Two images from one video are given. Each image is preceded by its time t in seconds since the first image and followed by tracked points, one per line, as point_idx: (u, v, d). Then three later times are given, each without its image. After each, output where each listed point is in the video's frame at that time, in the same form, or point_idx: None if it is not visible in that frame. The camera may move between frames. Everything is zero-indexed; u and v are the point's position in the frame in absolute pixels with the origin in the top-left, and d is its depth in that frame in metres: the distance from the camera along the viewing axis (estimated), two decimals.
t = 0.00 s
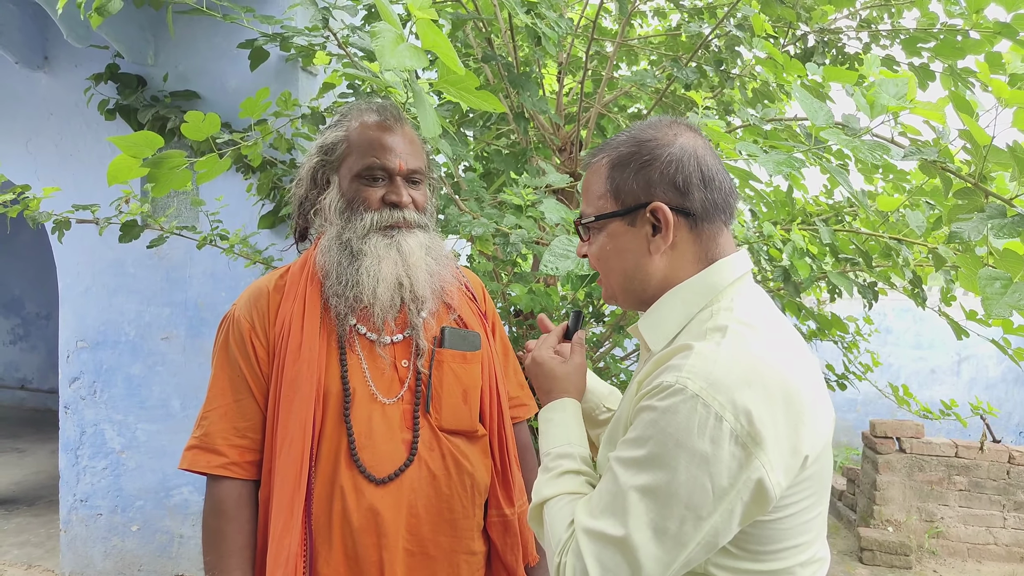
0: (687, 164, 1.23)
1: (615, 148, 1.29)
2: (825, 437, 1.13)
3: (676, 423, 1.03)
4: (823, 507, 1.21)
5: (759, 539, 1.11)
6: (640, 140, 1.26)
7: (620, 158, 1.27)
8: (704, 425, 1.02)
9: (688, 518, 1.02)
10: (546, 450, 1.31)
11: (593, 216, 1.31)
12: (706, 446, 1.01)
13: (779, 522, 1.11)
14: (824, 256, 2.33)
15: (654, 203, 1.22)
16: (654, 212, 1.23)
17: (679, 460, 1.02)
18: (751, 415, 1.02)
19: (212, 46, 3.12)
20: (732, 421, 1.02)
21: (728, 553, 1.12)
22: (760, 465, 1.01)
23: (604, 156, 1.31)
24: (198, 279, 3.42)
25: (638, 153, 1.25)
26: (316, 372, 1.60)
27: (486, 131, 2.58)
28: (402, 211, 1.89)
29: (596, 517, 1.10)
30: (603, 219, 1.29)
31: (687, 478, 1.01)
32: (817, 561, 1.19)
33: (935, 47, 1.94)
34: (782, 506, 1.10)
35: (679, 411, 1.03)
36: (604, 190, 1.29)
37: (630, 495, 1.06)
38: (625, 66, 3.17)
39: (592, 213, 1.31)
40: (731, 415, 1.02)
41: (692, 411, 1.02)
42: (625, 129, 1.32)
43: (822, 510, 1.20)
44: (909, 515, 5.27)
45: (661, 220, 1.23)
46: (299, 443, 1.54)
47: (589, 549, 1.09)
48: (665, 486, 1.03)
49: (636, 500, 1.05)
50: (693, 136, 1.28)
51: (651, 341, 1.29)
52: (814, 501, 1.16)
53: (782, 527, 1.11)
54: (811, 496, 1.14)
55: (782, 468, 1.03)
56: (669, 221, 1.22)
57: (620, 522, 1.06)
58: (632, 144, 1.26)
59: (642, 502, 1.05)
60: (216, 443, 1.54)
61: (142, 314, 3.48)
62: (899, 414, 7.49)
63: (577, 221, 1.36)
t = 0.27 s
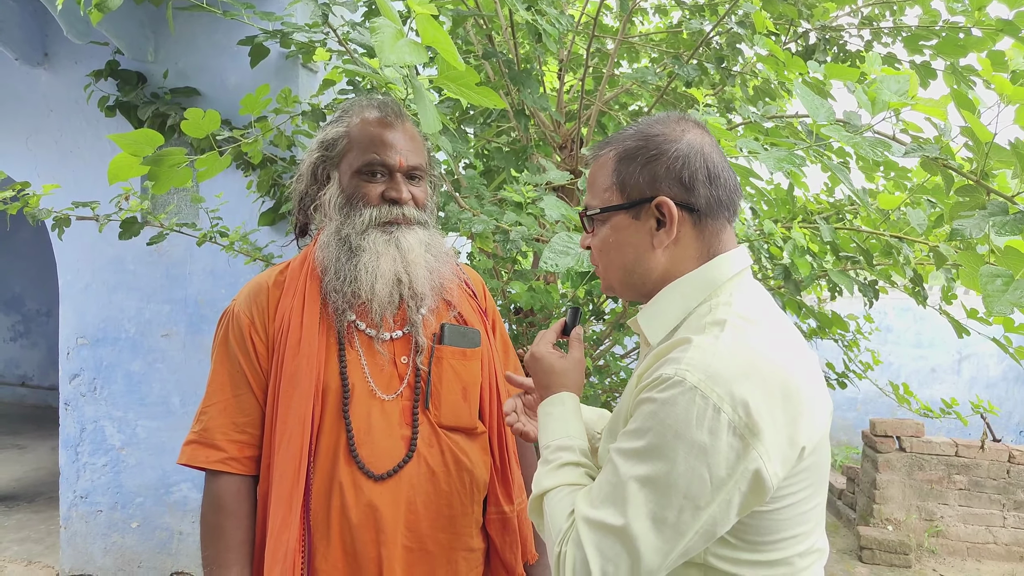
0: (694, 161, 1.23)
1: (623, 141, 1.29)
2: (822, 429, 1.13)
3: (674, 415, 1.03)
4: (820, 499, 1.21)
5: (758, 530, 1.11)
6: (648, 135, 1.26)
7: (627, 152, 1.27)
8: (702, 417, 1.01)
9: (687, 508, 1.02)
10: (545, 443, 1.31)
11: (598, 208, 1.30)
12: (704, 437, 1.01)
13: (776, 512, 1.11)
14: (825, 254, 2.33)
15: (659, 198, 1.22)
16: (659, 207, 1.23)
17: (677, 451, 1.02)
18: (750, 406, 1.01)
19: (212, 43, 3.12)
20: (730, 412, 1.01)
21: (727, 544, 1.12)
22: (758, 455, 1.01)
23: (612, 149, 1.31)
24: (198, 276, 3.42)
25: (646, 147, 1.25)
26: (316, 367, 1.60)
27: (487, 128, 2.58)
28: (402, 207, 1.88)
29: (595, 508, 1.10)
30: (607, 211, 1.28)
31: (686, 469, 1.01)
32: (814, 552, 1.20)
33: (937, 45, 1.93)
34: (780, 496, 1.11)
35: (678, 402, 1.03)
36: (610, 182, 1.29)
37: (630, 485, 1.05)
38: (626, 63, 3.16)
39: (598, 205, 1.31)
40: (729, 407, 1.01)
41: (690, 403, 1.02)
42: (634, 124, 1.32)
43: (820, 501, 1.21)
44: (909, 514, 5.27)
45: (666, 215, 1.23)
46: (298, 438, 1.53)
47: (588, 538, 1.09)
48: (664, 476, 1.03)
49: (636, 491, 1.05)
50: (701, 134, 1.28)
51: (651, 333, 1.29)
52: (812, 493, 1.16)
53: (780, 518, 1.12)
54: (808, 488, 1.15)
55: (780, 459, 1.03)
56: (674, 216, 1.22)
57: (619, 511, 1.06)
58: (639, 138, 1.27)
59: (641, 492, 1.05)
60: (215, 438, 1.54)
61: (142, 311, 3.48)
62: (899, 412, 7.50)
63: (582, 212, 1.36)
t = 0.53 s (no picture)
0: (704, 161, 1.23)
1: (634, 138, 1.28)
2: (829, 429, 1.12)
3: (681, 413, 1.02)
4: (827, 498, 1.20)
5: (764, 529, 1.11)
6: (659, 133, 1.26)
7: (639, 149, 1.26)
8: (710, 416, 1.01)
9: (693, 506, 1.02)
10: (551, 440, 1.32)
11: (607, 204, 1.29)
12: (711, 436, 1.01)
13: (783, 510, 1.10)
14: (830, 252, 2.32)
15: (669, 198, 1.22)
16: (668, 207, 1.22)
17: (685, 450, 1.02)
18: (757, 406, 1.01)
19: (217, 43, 3.13)
20: (737, 412, 1.01)
21: (733, 542, 1.11)
22: (765, 455, 1.00)
23: (624, 145, 1.30)
24: (203, 276, 3.43)
25: (657, 146, 1.24)
26: (321, 367, 1.60)
27: (490, 128, 2.60)
28: (407, 206, 1.88)
29: (602, 505, 1.10)
30: (617, 208, 1.28)
31: (693, 467, 1.01)
32: (820, 551, 1.19)
33: (943, 42, 1.92)
34: (786, 495, 1.10)
35: (685, 401, 1.03)
36: (620, 179, 1.28)
37: (636, 483, 1.05)
38: (630, 62, 3.16)
39: (607, 201, 1.30)
40: (737, 406, 1.01)
41: (698, 402, 1.02)
42: (646, 121, 1.31)
43: (827, 499, 1.20)
44: (915, 514, 5.24)
45: (675, 215, 1.23)
46: (303, 438, 1.54)
47: (595, 534, 1.09)
48: (671, 474, 1.03)
49: (643, 489, 1.05)
50: (713, 134, 1.28)
51: (658, 331, 1.29)
52: (818, 492, 1.16)
53: (787, 517, 1.11)
54: (815, 486, 1.14)
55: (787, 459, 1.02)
56: (683, 216, 1.22)
57: (626, 508, 1.06)
58: (651, 137, 1.26)
59: (648, 490, 1.05)
60: (219, 437, 1.54)
61: (148, 311, 3.49)
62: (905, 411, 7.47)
63: (590, 208, 1.34)
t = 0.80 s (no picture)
0: (708, 162, 1.23)
1: (638, 136, 1.28)
2: (828, 427, 1.12)
3: (683, 412, 1.03)
4: (826, 496, 1.21)
5: (763, 526, 1.11)
6: (663, 132, 1.25)
7: (642, 147, 1.26)
8: (711, 415, 1.01)
9: (693, 504, 1.02)
10: (549, 437, 1.31)
11: (609, 203, 1.30)
12: (712, 434, 1.01)
13: (783, 508, 1.11)
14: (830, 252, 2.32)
15: (671, 198, 1.22)
16: (670, 207, 1.23)
17: (685, 448, 1.02)
18: (758, 406, 1.01)
19: (217, 41, 3.12)
20: (738, 411, 1.01)
21: (732, 539, 1.12)
22: (765, 455, 1.00)
23: (627, 143, 1.30)
24: (202, 274, 3.42)
25: (661, 145, 1.24)
26: (321, 365, 1.60)
27: (490, 126, 2.59)
28: (407, 202, 1.88)
29: (602, 502, 1.10)
30: (618, 207, 1.28)
31: (693, 465, 1.01)
32: (819, 548, 1.20)
33: (943, 42, 1.92)
34: (784, 493, 1.10)
35: (687, 399, 1.03)
36: (622, 178, 1.28)
37: (637, 481, 1.05)
38: (630, 61, 3.16)
39: (609, 199, 1.30)
40: (739, 405, 1.01)
41: (699, 401, 1.02)
42: (649, 119, 1.31)
43: (826, 498, 1.21)
44: (913, 513, 5.25)
45: (677, 215, 1.23)
46: (303, 437, 1.54)
47: (595, 531, 1.09)
48: (672, 473, 1.03)
49: (643, 487, 1.05)
50: (717, 134, 1.28)
51: (657, 329, 1.30)
52: (817, 490, 1.16)
53: (785, 515, 1.11)
54: (813, 485, 1.14)
55: (788, 457, 1.02)
56: (684, 216, 1.22)
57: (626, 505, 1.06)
58: (655, 135, 1.26)
59: (649, 488, 1.05)
60: (219, 436, 1.54)
61: (147, 310, 3.49)
62: (903, 411, 7.48)
63: (592, 205, 1.34)
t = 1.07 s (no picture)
0: (720, 161, 1.23)
1: (651, 132, 1.27)
2: (824, 429, 1.12)
3: (672, 405, 1.03)
4: (823, 499, 1.21)
5: (759, 526, 1.11)
6: (677, 129, 1.25)
7: (655, 144, 1.26)
8: (699, 410, 1.02)
9: (673, 496, 1.03)
10: (524, 419, 1.31)
11: (619, 198, 1.30)
12: (698, 429, 1.02)
13: (779, 508, 1.11)
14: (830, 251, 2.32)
15: (682, 196, 1.22)
16: (680, 205, 1.23)
17: (671, 441, 1.03)
18: (749, 404, 1.02)
19: (217, 41, 3.12)
20: (728, 408, 1.02)
21: (728, 538, 1.12)
22: (751, 453, 1.01)
23: (639, 139, 1.30)
24: (202, 274, 3.43)
25: (673, 142, 1.24)
26: (321, 365, 1.60)
27: (490, 126, 2.58)
28: (407, 201, 1.88)
29: (583, 484, 1.12)
30: (627, 203, 1.28)
31: (677, 458, 1.02)
32: (814, 551, 1.20)
33: (943, 42, 1.92)
34: (780, 493, 1.10)
35: (677, 393, 1.04)
36: (633, 174, 1.28)
37: (620, 469, 1.07)
38: (630, 60, 3.16)
39: (618, 194, 1.30)
40: (729, 403, 1.02)
41: (689, 395, 1.03)
42: (663, 115, 1.31)
43: (823, 499, 1.21)
44: (914, 512, 5.26)
45: (687, 213, 1.23)
46: (305, 438, 1.54)
47: (573, 512, 1.11)
48: (654, 464, 1.04)
49: (625, 474, 1.06)
50: (730, 133, 1.28)
51: (659, 327, 1.31)
52: (814, 492, 1.16)
53: (781, 515, 1.12)
54: (810, 486, 1.14)
55: (778, 458, 1.03)
56: (695, 215, 1.22)
57: (606, 490, 1.08)
58: (668, 132, 1.25)
59: (631, 476, 1.06)
60: (222, 436, 1.55)
61: (147, 309, 3.49)
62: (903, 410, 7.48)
63: (600, 199, 1.35)
